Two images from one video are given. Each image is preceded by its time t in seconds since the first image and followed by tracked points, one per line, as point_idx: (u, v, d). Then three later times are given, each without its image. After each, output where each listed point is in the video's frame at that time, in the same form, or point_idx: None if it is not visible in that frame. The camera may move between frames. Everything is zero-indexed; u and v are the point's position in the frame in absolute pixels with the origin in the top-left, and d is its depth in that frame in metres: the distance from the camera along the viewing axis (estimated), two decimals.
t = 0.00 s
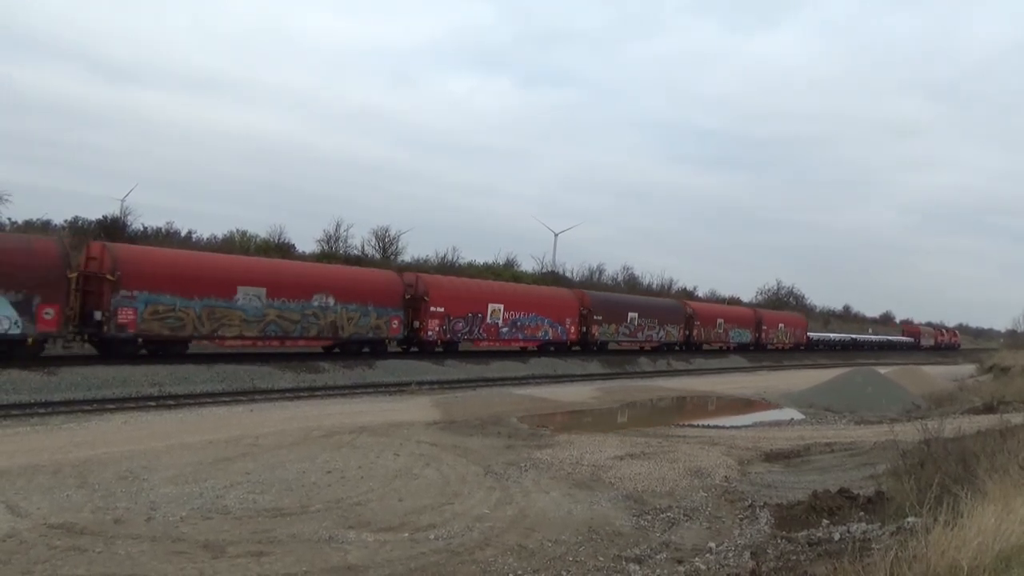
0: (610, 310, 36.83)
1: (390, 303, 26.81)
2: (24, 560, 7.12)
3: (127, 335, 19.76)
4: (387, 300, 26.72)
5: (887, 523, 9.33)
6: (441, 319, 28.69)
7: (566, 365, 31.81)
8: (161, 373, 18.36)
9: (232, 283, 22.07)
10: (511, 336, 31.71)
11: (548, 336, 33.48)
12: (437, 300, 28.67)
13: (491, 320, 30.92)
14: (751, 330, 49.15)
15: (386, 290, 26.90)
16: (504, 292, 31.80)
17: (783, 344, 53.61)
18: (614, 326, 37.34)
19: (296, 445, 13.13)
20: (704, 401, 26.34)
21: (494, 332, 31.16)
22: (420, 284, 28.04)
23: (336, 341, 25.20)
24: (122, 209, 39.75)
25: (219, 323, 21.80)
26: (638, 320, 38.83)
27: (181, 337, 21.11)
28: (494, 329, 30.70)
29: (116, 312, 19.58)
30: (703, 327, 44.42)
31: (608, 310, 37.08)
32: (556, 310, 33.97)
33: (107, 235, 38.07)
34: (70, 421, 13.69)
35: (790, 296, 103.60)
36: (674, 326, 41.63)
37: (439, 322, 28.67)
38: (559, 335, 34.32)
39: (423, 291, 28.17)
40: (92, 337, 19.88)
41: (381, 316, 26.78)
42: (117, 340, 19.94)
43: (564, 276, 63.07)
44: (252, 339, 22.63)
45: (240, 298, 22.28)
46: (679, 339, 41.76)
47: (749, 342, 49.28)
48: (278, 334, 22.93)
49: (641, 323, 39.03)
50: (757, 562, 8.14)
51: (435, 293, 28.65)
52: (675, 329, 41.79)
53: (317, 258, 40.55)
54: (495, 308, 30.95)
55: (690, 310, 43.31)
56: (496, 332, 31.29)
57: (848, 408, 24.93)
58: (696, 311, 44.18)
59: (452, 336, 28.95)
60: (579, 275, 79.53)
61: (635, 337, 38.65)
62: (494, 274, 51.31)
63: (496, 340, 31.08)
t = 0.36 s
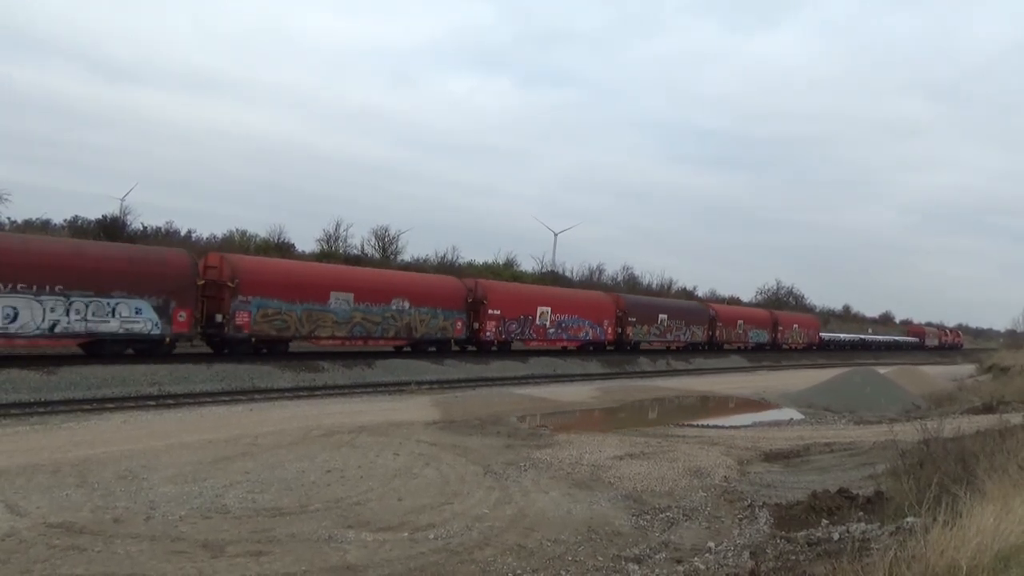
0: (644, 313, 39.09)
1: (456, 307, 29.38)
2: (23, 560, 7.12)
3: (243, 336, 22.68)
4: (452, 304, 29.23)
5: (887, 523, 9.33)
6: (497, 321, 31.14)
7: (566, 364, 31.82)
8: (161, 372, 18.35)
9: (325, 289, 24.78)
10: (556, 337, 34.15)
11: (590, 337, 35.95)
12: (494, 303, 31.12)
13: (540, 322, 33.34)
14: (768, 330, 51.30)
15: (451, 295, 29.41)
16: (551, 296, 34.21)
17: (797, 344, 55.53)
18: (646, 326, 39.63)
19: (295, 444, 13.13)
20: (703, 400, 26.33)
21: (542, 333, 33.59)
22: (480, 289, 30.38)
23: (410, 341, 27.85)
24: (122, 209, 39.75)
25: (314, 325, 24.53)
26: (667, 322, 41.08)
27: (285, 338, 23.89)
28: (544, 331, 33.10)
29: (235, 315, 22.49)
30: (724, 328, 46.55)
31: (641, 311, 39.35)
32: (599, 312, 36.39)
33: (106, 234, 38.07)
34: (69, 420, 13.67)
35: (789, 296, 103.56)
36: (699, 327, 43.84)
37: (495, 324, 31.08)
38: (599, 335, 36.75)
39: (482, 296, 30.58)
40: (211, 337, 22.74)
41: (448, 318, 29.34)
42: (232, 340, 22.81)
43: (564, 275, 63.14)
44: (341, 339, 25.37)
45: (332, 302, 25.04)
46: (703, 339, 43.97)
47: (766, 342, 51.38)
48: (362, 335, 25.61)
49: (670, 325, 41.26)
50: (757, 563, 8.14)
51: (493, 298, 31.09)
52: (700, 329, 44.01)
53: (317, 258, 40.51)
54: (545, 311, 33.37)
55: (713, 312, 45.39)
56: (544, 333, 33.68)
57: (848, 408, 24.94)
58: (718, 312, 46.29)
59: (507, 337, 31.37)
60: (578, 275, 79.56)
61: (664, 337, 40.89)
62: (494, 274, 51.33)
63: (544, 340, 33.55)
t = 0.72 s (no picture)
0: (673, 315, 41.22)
1: (509, 309, 31.70)
2: (22, 560, 7.12)
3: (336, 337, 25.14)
4: (506, 307, 31.46)
5: (886, 523, 9.34)
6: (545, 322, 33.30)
7: (565, 365, 31.82)
8: (160, 373, 18.35)
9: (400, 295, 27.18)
10: (596, 338, 36.25)
11: (625, 338, 38.09)
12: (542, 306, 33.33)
13: (582, 323, 35.56)
14: (784, 331, 53.14)
15: (505, 298, 31.62)
16: (591, 298, 36.34)
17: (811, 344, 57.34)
18: (674, 327, 41.69)
19: (295, 444, 13.13)
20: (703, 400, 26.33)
21: (583, 334, 35.74)
22: (531, 293, 32.50)
23: (471, 341, 30.17)
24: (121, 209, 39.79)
25: (389, 327, 26.95)
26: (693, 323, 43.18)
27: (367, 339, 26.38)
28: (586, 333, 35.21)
29: (329, 318, 24.98)
30: (744, 328, 48.57)
31: (670, 313, 41.42)
32: (634, 314, 38.59)
33: (106, 234, 38.08)
34: (69, 420, 13.67)
35: (789, 296, 103.64)
36: (721, 328, 45.88)
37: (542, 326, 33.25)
38: (633, 336, 38.86)
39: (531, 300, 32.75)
40: (307, 338, 25.19)
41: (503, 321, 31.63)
42: (325, 340, 25.27)
43: (564, 275, 63.19)
44: (413, 339, 27.76)
45: (408, 306, 27.44)
46: (725, 339, 46.03)
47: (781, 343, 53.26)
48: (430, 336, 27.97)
49: (695, 325, 43.36)
50: (756, 562, 8.15)
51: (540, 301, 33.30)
52: (721, 330, 46.00)
53: (316, 258, 40.54)
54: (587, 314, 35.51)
55: (733, 313, 47.33)
56: (585, 334, 35.85)
57: (847, 408, 24.94)
58: (737, 314, 48.30)
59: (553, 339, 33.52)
60: (578, 275, 79.71)
61: (690, 338, 42.97)
62: (494, 274, 51.36)
63: (585, 340, 35.82)
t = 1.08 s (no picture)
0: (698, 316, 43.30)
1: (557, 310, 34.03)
2: (22, 559, 7.11)
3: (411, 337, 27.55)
4: (553, 309, 33.76)
5: (887, 523, 9.33)
6: (586, 323, 35.56)
7: (566, 365, 31.79)
8: (160, 372, 18.32)
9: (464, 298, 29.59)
10: (631, 338, 38.51)
11: (656, 337, 40.27)
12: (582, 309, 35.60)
13: (619, 325, 37.72)
14: (799, 331, 55.07)
15: (553, 300, 33.95)
16: (626, 301, 38.62)
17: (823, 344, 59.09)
18: (699, 328, 43.90)
19: (295, 444, 13.10)
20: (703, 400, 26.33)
21: (619, 334, 37.92)
22: (573, 297, 34.70)
23: (523, 341, 32.53)
24: (121, 208, 39.75)
25: (454, 328, 29.33)
26: (716, 323, 45.34)
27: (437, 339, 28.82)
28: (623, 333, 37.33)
29: (404, 320, 27.48)
30: (762, 329, 50.56)
31: (695, 314, 43.60)
32: (664, 316, 40.80)
33: (105, 233, 38.07)
34: (69, 420, 13.64)
35: (789, 296, 103.59)
36: (741, 328, 47.95)
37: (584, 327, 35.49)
38: (664, 336, 41.09)
39: (574, 303, 34.98)
40: (384, 338, 27.67)
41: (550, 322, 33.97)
42: (401, 339, 27.73)
43: (564, 275, 63.23)
44: (475, 339, 30.15)
45: (470, 309, 29.84)
46: (746, 340, 48.02)
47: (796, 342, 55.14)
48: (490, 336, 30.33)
49: (718, 325, 45.51)
50: (757, 562, 8.15)
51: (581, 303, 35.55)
52: (742, 331, 48.08)
53: (316, 258, 40.46)
54: (623, 316, 37.69)
55: (753, 314, 49.40)
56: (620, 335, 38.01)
57: (847, 408, 24.95)
58: (756, 315, 50.36)
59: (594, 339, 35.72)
60: (578, 275, 79.72)
61: (714, 337, 45.13)
62: (494, 274, 51.37)
63: (621, 341, 38.02)
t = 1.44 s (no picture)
0: (722, 318, 45.31)
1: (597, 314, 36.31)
2: (21, 559, 7.10)
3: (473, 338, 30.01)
4: (594, 312, 35.99)
5: (886, 523, 9.35)
6: (622, 325, 37.82)
7: (564, 365, 31.77)
8: (159, 372, 18.32)
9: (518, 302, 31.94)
10: (660, 339, 40.55)
11: (684, 338, 42.47)
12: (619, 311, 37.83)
13: (649, 327, 39.77)
14: (811, 333, 56.72)
15: (593, 304, 36.20)
16: (656, 304, 40.69)
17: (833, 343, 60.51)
18: (722, 330, 45.78)
19: (294, 444, 13.09)
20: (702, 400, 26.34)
21: (650, 336, 39.96)
22: (611, 301, 36.90)
23: (566, 341, 34.87)
24: (120, 208, 39.78)
25: (508, 330, 31.71)
26: (736, 325, 47.22)
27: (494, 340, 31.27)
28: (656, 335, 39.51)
29: (466, 322, 30.01)
30: (779, 331, 52.31)
31: (718, 316, 45.52)
32: (692, 318, 43.01)
33: (104, 233, 38.07)
34: (67, 420, 13.64)
35: (788, 297, 103.63)
36: (759, 329, 49.87)
37: (620, 329, 37.74)
38: (689, 337, 43.11)
39: (611, 307, 37.20)
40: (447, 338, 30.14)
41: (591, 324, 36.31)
42: (463, 340, 30.19)
43: (564, 275, 63.28)
44: (526, 340, 32.52)
45: (522, 311, 32.19)
46: (763, 340, 49.86)
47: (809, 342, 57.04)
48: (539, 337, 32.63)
49: (738, 327, 47.37)
50: (755, 563, 8.15)
51: (617, 306, 37.77)
52: (760, 333, 49.92)
53: (316, 258, 40.45)
54: (655, 318, 39.92)
55: (769, 317, 51.17)
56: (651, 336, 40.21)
57: (847, 408, 24.99)
58: (772, 317, 52.14)
59: (629, 340, 37.88)
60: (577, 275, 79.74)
61: (734, 338, 46.93)
62: (493, 274, 51.40)
63: (652, 342, 40.02)
